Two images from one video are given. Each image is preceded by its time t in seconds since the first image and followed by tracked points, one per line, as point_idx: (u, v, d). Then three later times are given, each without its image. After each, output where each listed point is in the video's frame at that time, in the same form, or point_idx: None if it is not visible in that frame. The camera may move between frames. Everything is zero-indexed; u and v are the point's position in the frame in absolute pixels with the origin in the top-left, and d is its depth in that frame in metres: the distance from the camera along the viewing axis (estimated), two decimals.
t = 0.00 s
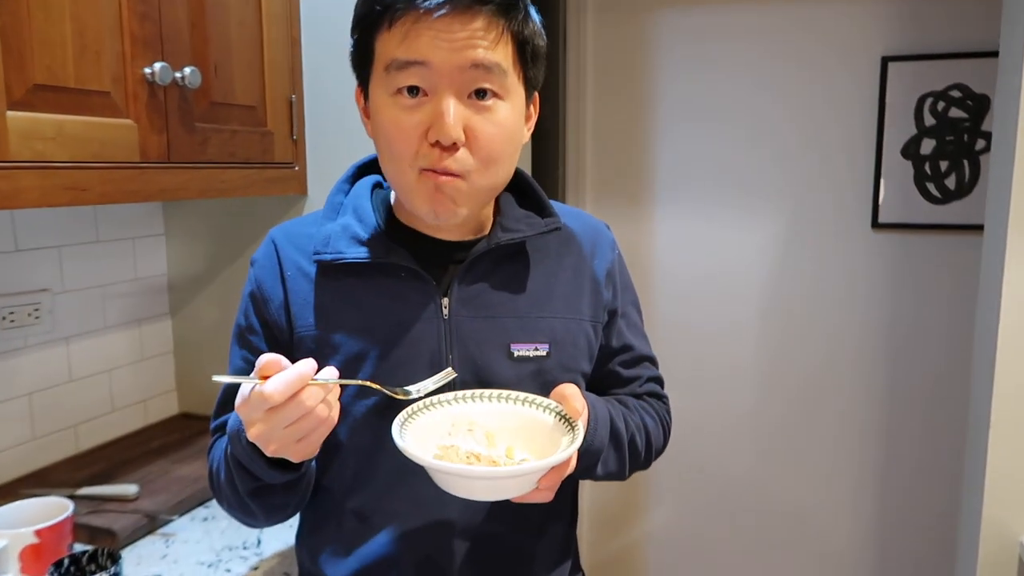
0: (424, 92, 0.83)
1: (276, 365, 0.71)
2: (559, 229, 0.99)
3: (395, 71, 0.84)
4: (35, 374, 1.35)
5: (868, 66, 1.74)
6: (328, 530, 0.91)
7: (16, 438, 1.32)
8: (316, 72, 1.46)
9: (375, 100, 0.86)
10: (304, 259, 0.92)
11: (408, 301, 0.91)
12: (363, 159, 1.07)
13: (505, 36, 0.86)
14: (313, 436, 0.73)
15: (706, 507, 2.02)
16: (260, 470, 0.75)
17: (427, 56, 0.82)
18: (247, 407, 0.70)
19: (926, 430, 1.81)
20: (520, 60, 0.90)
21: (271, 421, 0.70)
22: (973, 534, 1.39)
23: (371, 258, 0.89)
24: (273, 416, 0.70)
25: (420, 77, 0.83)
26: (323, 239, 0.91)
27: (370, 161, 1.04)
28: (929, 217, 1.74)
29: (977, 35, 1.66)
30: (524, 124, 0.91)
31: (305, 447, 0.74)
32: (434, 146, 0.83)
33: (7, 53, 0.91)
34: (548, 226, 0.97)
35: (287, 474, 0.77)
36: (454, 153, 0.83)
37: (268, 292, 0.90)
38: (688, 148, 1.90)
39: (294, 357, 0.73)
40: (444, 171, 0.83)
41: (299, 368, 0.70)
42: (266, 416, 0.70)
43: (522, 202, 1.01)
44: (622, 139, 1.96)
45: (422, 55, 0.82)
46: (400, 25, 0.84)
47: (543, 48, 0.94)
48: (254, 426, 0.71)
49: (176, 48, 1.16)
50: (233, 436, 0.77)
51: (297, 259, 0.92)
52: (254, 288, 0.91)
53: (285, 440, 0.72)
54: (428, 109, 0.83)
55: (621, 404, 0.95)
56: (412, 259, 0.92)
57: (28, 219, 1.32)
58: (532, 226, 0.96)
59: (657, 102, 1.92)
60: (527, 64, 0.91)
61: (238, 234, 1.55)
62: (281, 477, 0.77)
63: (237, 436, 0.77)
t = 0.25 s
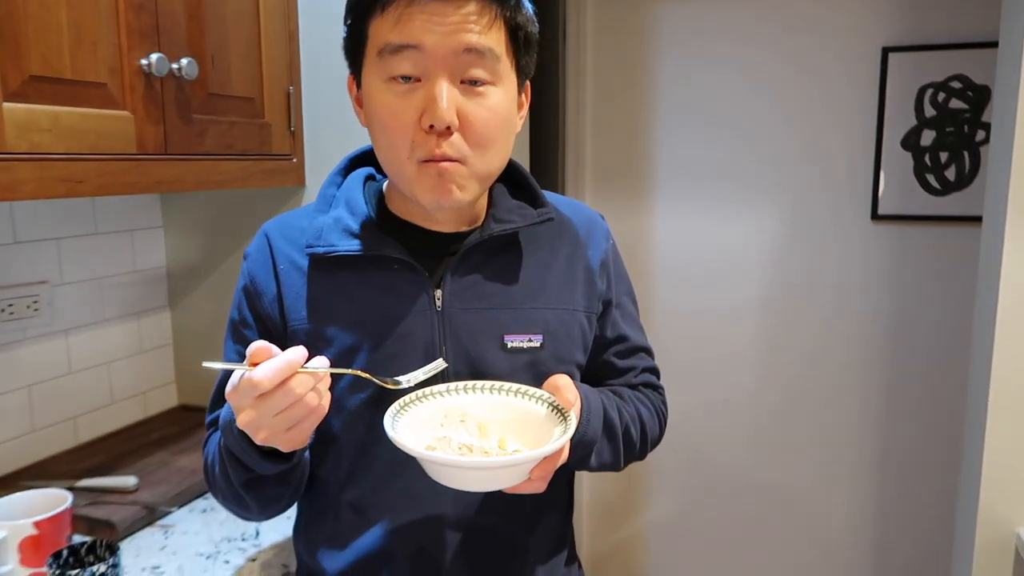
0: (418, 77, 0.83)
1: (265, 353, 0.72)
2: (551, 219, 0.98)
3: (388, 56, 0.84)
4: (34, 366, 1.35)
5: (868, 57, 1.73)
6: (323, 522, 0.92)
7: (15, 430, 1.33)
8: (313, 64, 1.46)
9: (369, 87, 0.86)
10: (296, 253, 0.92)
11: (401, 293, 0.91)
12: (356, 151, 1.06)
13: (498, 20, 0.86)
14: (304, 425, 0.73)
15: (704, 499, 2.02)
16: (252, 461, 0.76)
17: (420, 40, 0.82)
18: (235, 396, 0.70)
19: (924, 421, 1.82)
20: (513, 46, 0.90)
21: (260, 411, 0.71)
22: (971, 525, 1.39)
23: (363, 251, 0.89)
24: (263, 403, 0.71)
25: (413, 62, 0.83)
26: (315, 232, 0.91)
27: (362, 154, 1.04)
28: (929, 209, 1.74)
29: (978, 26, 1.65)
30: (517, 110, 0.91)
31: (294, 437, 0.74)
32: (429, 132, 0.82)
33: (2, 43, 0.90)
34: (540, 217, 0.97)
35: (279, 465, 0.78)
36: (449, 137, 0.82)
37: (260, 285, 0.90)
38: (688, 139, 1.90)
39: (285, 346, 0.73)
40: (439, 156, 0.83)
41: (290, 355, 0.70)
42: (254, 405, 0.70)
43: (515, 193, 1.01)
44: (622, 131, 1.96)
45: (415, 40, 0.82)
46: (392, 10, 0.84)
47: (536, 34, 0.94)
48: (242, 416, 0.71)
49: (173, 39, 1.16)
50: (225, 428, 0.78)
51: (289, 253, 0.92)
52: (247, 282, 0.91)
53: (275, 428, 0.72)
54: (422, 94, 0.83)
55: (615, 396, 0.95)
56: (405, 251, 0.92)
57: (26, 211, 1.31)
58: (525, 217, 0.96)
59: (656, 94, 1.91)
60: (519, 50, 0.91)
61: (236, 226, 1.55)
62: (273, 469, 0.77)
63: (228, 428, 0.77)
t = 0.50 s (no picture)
0: (413, 73, 0.83)
1: (258, 360, 0.72)
2: (548, 220, 0.97)
3: (383, 52, 0.84)
4: (31, 366, 1.35)
5: (866, 57, 1.73)
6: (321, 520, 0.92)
7: (12, 430, 1.32)
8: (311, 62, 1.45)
9: (364, 83, 0.86)
10: (291, 253, 0.92)
11: (396, 293, 0.91)
12: (351, 150, 1.06)
13: (493, 18, 0.86)
14: (295, 431, 0.74)
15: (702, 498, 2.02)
16: (246, 464, 0.76)
17: (416, 36, 0.82)
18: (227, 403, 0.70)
19: (921, 421, 1.82)
20: (508, 43, 0.90)
21: (251, 417, 0.71)
22: (968, 525, 1.39)
23: (358, 251, 0.89)
24: (253, 411, 0.71)
25: (409, 58, 0.83)
26: (310, 232, 0.91)
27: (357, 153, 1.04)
28: (926, 209, 1.74)
29: (977, 25, 1.65)
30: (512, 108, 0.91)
31: (288, 443, 0.75)
32: (423, 127, 0.82)
33: None
34: (536, 218, 0.96)
35: (274, 469, 0.78)
36: (444, 133, 0.82)
37: (256, 286, 0.90)
38: (687, 139, 1.90)
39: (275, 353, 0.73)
40: (434, 152, 0.83)
41: (278, 363, 0.70)
42: (246, 411, 0.71)
43: (511, 192, 1.00)
44: (620, 130, 1.96)
45: (411, 35, 0.82)
46: (388, 7, 0.84)
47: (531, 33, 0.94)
48: (235, 422, 0.71)
49: (170, 38, 1.16)
50: (219, 431, 0.77)
51: (284, 253, 0.92)
52: (242, 282, 0.91)
53: (267, 434, 0.72)
54: (417, 90, 0.83)
55: (609, 397, 0.95)
56: (400, 251, 0.91)
57: (23, 210, 1.31)
58: (521, 217, 0.95)
59: (655, 94, 1.91)
60: (514, 48, 0.91)
61: (234, 226, 1.55)
62: (267, 474, 0.77)
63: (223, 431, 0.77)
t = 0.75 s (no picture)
0: (415, 71, 0.83)
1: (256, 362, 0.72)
2: (548, 220, 0.97)
3: (384, 51, 0.84)
4: (31, 366, 1.35)
5: (867, 56, 1.73)
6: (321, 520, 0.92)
7: (12, 430, 1.32)
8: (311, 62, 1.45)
9: (365, 82, 0.86)
10: (290, 252, 0.92)
11: (396, 292, 0.91)
12: (350, 149, 1.06)
13: (494, 15, 0.86)
14: (292, 435, 0.74)
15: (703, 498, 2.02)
16: (244, 466, 0.75)
17: (417, 34, 0.82)
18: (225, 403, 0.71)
19: (922, 421, 1.82)
20: (508, 41, 0.90)
21: (248, 419, 0.71)
22: (969, 524, 1.39)
23: (357, 250, 0.89)
24: (250, 412, 0.71)
25: (410, 56, 0.83)
26: (310, 231, 0.91)
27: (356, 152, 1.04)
28: (927, 208, 1.74)
29: (978, 25, 1.65)
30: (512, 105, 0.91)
31: (283, 447, 0.75)
32: (425, 125, 0.82)
33: None
34: (537, 217, 0.96)
35: (270, 472, 0.77)
36: (446, 130, 0.82)
37: (254, 285, 0.90)
38: (687, 139, 1.90)
39: (274, 356, 0.73)
40: (437, 149, 0.82)
41: (277, 364, 0.70)
42: (243, 412, 0.71)
43: (511, 191, 1.00)
44: (620, 130, 1.96)
45: (412, 33, 0.82)
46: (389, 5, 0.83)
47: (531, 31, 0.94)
48: (231, 423, 0.71)
49: (170, 38, 1.16)
50: (219, 433, 0.77)
51: (283, 252, 0.92)
52: (241, 282, 0.90)
53: (263, 437, 0.72)
54: (419, 88, 0.82)
55: (609, 397, 0.95)
56: (400, 250, 0.91)
57: (23, 210, 1.31)
58: (521, 217, 0.95)
59: (655, 93, 1.91)
60: (514, 45, 0.91)
61: (234, 226, 1.54)
62: (266, 476, 0.77)
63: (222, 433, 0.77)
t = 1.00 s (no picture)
0: (425, 69, 0.83)
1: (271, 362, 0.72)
2: (557, 221, 0.97)
3: (395, 48, 0.84)
4: (36, 366, 1.35)
5: (872, 58, 1.73)
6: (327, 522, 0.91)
7: (16, 430, 1.32)
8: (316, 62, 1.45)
9: (374, 80, 0.85)
10: (297, 252, 0.91)
11: (404, 292, 0.90)
12: (357, 149, 1.06)
13: (503, 14, 0.86)
14: (302, 439, 0.73)
15: (706, 500, 2.02)
16: (252, 468, 0.75)
17: (427, 32, 0.82)
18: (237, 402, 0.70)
19: (926, 423, 1.81)
20: (517, 40, 0.90)
21: (260, 420, 0.71)
22: (975, 526, 1.39)
23: (366, 250, 0.88)
24: (262, 414, 0.71)
25: (421, 54, 0.83)
26: (317, 230, 0.90)
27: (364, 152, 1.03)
28: (932, 210, 1.73)
29: (983, 26, 1.65)
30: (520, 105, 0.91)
31: (293, 450, 0.75)
32: (435, 122, 0.82)
33: (4, 41, 0.90)
34: (546, 219, 0.96)
35: (278, 474, 0.77)
36: (456, 128, 0.82)
37: (261, 284, 0.90)
38: (692, 140, 1.89)
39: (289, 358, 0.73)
40: (447, 147, 0.82)
41: (292, 366, 0.70)
42: (254, 413, 0.70)
43: (520, 193, 1.00)
44: (624, 131, 1.96)
45: (423, 31, 0.82)
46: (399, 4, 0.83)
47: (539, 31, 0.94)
48: (242, 423, 0.71)
49: (176, 38, 1.15)
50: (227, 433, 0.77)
51: (290, 252, 0.91)
52: (247, 281, 0.90)
53: (273, 439, 0.72)
54: (429, 85, 0.82)
55: (616, 401, 0.95)
56: (407, 249, 0.91)
57: (28, 209, 1.31)
58: (530, 218, 0.95)
59: (660, 94, 1.91)
60: (523, 45, 0.91)
61: (239, 226, 1.54)
62: (273, 479, 0.77)
63: (230, 433, 0.76)
